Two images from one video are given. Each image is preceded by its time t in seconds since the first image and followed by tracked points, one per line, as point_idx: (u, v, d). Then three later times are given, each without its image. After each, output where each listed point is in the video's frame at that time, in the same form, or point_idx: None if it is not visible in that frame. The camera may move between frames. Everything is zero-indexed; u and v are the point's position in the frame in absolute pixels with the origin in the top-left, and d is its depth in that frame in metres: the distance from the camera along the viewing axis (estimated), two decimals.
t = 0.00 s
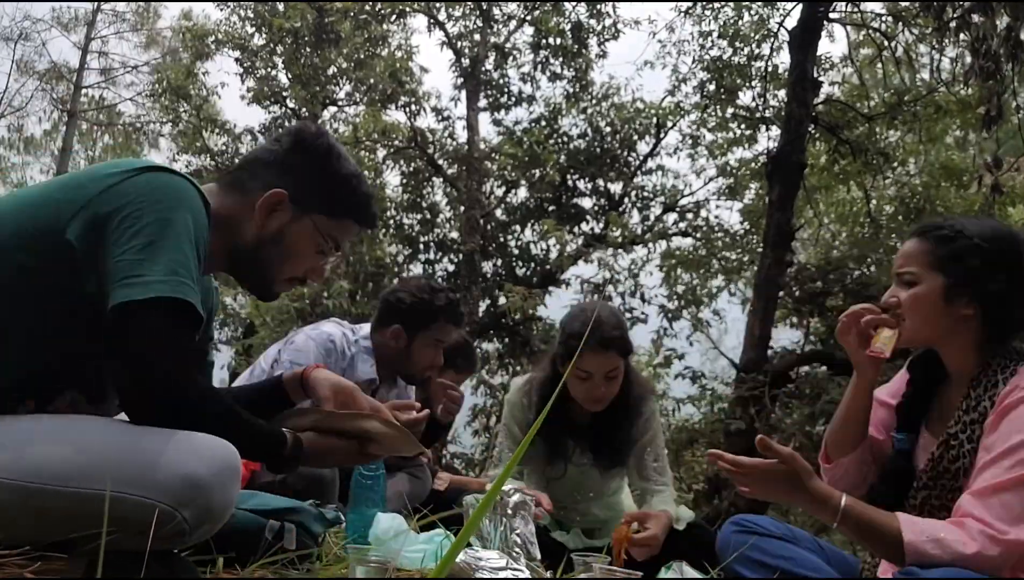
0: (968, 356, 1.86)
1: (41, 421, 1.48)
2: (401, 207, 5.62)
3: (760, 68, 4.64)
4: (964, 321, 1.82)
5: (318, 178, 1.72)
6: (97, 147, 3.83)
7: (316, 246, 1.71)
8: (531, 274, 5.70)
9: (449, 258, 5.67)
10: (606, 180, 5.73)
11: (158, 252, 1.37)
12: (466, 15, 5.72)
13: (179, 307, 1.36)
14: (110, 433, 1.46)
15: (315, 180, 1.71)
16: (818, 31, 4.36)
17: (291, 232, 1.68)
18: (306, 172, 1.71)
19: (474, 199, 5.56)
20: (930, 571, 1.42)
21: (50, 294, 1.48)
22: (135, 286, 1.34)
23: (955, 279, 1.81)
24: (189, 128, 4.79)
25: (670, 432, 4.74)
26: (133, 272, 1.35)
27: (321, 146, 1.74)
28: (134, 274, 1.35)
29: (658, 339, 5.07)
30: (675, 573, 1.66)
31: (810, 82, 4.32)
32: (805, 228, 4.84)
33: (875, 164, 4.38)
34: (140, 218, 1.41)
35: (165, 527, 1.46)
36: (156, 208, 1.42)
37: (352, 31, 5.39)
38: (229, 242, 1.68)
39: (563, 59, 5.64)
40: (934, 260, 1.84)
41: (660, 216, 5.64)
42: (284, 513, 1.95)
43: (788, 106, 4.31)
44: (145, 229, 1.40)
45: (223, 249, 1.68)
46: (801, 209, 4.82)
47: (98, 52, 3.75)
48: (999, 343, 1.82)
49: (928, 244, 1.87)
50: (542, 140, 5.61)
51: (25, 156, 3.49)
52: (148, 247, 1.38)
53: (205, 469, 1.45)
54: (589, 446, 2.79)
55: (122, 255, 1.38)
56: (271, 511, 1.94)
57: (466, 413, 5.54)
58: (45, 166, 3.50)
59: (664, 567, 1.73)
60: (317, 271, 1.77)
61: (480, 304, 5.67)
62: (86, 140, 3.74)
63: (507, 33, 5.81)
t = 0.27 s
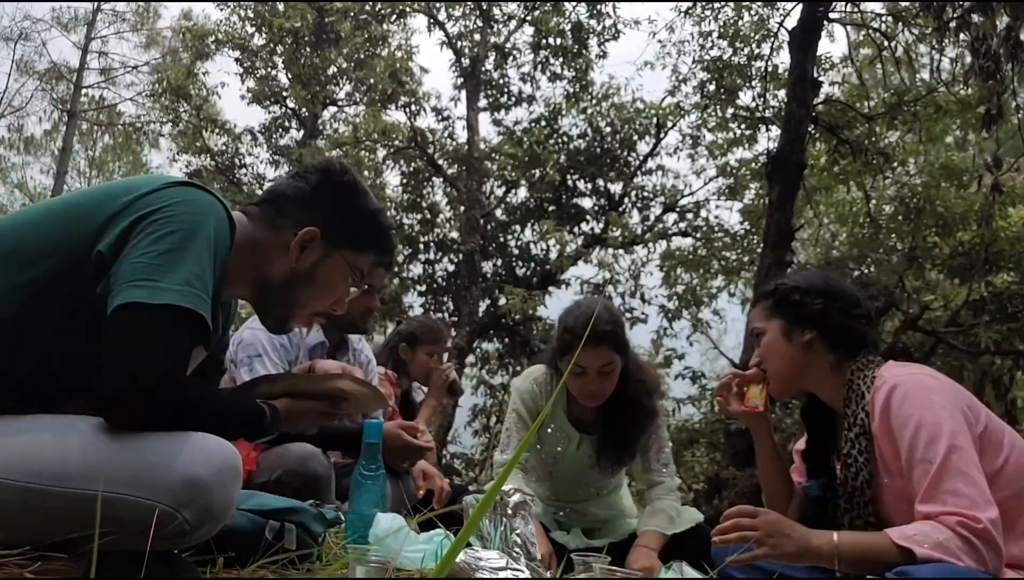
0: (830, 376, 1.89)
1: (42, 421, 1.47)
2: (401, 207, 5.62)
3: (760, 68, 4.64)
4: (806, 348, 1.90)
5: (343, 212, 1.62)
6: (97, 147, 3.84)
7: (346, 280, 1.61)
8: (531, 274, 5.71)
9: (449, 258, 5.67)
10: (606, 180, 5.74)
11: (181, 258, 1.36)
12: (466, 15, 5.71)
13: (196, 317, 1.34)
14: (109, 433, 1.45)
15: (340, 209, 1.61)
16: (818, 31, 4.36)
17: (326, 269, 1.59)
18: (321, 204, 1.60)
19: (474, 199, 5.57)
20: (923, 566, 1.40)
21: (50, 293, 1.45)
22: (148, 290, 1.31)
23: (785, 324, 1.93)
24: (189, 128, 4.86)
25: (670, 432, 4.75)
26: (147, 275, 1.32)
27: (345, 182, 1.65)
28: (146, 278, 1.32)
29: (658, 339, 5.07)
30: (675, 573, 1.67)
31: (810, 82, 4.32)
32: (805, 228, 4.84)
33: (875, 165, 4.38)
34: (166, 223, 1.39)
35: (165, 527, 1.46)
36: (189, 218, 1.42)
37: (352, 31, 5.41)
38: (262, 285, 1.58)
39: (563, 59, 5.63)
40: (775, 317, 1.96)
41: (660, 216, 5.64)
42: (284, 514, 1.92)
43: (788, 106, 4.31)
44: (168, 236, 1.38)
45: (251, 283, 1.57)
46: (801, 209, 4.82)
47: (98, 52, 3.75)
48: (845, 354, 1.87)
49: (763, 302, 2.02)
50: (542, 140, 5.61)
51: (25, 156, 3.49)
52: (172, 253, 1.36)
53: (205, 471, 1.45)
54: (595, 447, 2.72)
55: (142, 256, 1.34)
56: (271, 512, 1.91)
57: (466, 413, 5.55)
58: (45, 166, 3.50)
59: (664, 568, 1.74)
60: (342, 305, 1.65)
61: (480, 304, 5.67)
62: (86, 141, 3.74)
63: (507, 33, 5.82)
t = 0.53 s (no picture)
0: (865, 369, 1.91)
1: (31, 422, 1.45)
2: (401, 207, 5.60)
3: (760, 68, 4.64)
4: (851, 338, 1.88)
5: (200, 89, 1.60)
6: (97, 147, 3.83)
7: (227, 150, 1.59)
8: (531, 274, 5.71)
9: (449, 258, 5.67)
10: (606, 180, 5.74)
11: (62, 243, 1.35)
12: (466, 15, 5.71)
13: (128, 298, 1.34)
14: (101, 432, 1.44)
15: (193, 93, 1.59)
16: (818, 30, 4.36)
17: (196, 148, 1.58)
18: (193, 84, 1.59)
19: (474, 199, 5.56)
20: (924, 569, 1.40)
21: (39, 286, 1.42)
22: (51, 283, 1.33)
23: (834, 307, 1.88)
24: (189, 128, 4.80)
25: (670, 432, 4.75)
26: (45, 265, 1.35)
27: (191, 56, 1.63)
28: (74, 265, 1.33)
29: (658, 340, 5.07)
30: (675, 573, 1.67)
31: (810, 82, 4.32)
32: (805, 228, 4.84)
33: (876, 164, 4.38)
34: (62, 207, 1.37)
35: (159, 523, 1.43)
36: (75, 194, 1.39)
37: (352, 31, 5.40)
38: (155, 173, 1.58)
39: (563, 59, 5.63)
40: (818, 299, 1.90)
41: (660, 216, 5.65)
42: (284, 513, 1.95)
43: (789, 106, 4.31)
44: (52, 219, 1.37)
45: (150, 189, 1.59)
46: (801, 209, 4.82)
47: (98, 52, 3.75)
48: (886, 350, 1.88)
49: (811, 278, 1.95)
50: (542, 140, 5.60)
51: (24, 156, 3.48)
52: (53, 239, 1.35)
53: (201, 460, 1.45)
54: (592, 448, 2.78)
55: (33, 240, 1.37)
56: (272, 511, 1.94)
57: (466, 413, 5.55)
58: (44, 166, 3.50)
59: (664, 567, 1.73)
60: (244, 180, 1.65)
61: (480, 304, 5.67)
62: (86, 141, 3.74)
63: (507, 33, 5.82)
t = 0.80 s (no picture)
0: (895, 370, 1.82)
1: (41, 419, 1.46)
2: (401, 207, 5.60)
3: (760, 68, 4.64)
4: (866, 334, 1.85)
5: (283, 142, 1.63)
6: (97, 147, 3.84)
7: (291, 211, 1.62)
8: (531, 274, 5.72)
9: (449, 258, 5.68)
10: (606, 180, 5.74)
11: (144, 242, 1.36)
12: (466, 15, 5.72)
13: (156, 305, 1.34)
14: (107, 433, 1.43)
15: (280, 146, 1.62)
16: (818, 31, 4.36)
17: (262, 197, 1.60)
18: (277, 136, 1.62)
19: (474, 199, 5.56)
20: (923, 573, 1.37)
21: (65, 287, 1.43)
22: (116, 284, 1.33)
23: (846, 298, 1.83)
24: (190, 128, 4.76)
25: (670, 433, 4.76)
26: (115, 270, 1.34)
27: (284, 107, 1.65)
28: (117, 270, 1.34)
29: (658, 340, 5.08)
30: (676, 573, 1.67)
31: (810, 82, 4.32)
32: (805, 228, 4.84)
33: (875, 165, 4.38)
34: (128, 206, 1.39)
35: (164, 525, 1.44)
36: (144, 196, 1.40)
37: (352, 31, 5.41)
38: (204, 215, 1.57)
39: (563, 59, 5.63)
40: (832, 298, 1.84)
41: (660, 216, 5.65)
42: (284, 513, 1.94)
43: (788, 106, 4.31)
44: (127, 221, 1.38)
45: (199, 226, 1.58)
46: (801, 209, 4.83)
47: (98, 52, 3.75)
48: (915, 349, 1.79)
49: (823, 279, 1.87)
50: (542, 140, 5.60)
51: (24, 156, 3.48)
52: (131, 240, 1.36)
53: (202, 467, 1.42)
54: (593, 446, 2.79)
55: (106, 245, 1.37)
56: (272, 511, 1.93)
57: (466, 413, 5.55)
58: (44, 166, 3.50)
59: (665, 568, 1.73)
60: (295, 235, 1.68)
61: (480, 304, 5.68)
62: (86, 141, 3.74)
63: (507, 33, 5.82)
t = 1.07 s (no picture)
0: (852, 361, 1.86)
1: (40, 422, 1.46)
2: (401, 207, 5.62)
3: (760, 68, 4.65)
4: (844, 327, 1.83)
5: (335, 211, 1.68)
6: (97, 147, 3.84)
7: (338, 282, 1.69)
8: (531, 274, 5.73)
9: (449, 258, 5.68)
10: (606, 180, 5.75)
11: (180, 254, 1.37)
12: (466, 15, 5.72)
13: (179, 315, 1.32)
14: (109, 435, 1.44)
15: (333, 215, 1.68)
16: (818, 31, 4.36)
17: (313, 270, 1.66)
18: (337, 212, 1.68)
19: (474, 199, 5.48)
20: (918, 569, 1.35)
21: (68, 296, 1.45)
22: (145, 289, 1.31)
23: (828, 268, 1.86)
24: (190, 129, 4.91)
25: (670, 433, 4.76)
26: (145, 274, 1.32)
27: (342, 183, 1.71)
28: (145, 277, 1.32)
29: (658, 340, 5.08)
30: (676, 573, 1.67)
31: (810, 82, 4.32)
32: (804, 228, 4.84)
33: (875, 165, 4.38)
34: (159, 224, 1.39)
35: (164, 527, 1.44)
36: (173, 208, 1.42)
37: (353, 31, 5.39)
38: (251, 274, 1.64)
39: (563, 59, 5.63)
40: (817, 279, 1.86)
41: (660, 216, 5.65)
42: (285, 513, 1.92)
43: (788, 106, 4.31)
44: (161, 234, 1.38)
45: (243, 277, 1.64)
46: (801, 209, 4.83)
47: (98, 52, 3.76)
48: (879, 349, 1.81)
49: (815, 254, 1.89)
50: (542, 140, 5.61)
51: (25, 156, 3.48)
52: (165, 250, 1.36)
53: (206, 469, 1.44)
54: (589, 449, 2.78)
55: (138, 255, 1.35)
56: (272, 511, 1.91)
57: (466, 413, 5.55)
58: (44, 166, 3.51)
59: (664, 568, 1.73)
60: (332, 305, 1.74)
61: (480, 304, 5.68)
62: (86, 141, 3.75)
63: (507, 33, 5.83)
